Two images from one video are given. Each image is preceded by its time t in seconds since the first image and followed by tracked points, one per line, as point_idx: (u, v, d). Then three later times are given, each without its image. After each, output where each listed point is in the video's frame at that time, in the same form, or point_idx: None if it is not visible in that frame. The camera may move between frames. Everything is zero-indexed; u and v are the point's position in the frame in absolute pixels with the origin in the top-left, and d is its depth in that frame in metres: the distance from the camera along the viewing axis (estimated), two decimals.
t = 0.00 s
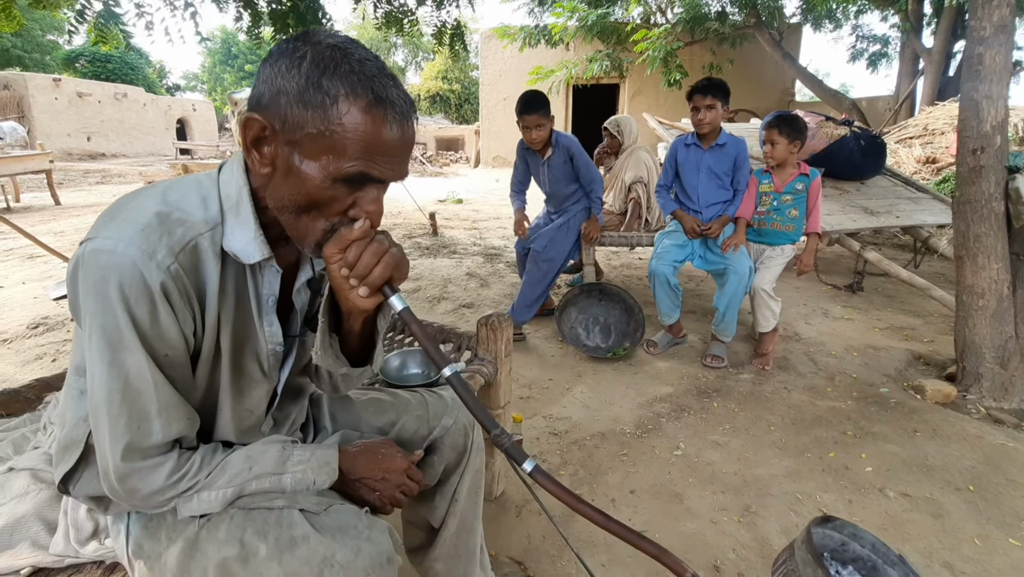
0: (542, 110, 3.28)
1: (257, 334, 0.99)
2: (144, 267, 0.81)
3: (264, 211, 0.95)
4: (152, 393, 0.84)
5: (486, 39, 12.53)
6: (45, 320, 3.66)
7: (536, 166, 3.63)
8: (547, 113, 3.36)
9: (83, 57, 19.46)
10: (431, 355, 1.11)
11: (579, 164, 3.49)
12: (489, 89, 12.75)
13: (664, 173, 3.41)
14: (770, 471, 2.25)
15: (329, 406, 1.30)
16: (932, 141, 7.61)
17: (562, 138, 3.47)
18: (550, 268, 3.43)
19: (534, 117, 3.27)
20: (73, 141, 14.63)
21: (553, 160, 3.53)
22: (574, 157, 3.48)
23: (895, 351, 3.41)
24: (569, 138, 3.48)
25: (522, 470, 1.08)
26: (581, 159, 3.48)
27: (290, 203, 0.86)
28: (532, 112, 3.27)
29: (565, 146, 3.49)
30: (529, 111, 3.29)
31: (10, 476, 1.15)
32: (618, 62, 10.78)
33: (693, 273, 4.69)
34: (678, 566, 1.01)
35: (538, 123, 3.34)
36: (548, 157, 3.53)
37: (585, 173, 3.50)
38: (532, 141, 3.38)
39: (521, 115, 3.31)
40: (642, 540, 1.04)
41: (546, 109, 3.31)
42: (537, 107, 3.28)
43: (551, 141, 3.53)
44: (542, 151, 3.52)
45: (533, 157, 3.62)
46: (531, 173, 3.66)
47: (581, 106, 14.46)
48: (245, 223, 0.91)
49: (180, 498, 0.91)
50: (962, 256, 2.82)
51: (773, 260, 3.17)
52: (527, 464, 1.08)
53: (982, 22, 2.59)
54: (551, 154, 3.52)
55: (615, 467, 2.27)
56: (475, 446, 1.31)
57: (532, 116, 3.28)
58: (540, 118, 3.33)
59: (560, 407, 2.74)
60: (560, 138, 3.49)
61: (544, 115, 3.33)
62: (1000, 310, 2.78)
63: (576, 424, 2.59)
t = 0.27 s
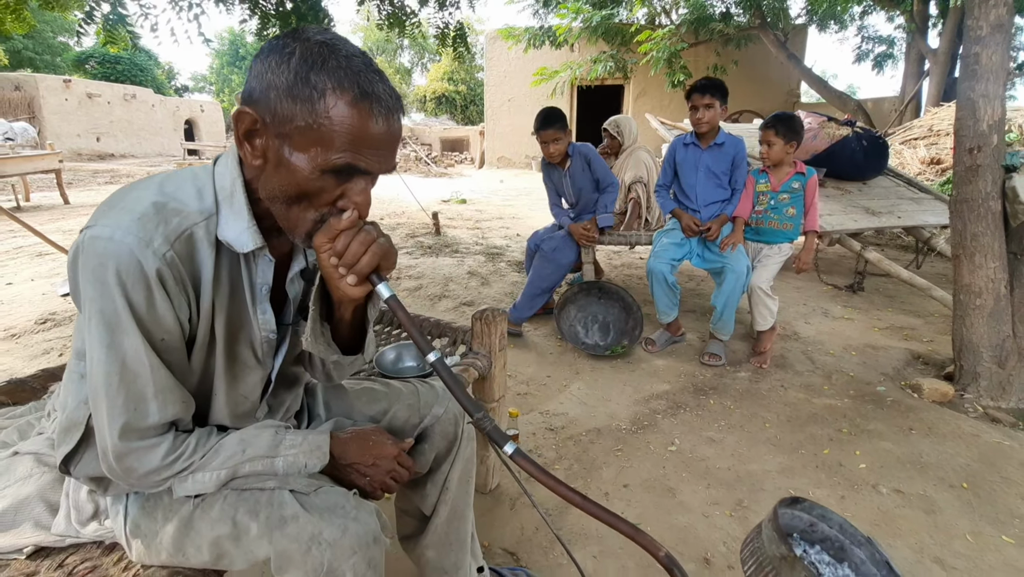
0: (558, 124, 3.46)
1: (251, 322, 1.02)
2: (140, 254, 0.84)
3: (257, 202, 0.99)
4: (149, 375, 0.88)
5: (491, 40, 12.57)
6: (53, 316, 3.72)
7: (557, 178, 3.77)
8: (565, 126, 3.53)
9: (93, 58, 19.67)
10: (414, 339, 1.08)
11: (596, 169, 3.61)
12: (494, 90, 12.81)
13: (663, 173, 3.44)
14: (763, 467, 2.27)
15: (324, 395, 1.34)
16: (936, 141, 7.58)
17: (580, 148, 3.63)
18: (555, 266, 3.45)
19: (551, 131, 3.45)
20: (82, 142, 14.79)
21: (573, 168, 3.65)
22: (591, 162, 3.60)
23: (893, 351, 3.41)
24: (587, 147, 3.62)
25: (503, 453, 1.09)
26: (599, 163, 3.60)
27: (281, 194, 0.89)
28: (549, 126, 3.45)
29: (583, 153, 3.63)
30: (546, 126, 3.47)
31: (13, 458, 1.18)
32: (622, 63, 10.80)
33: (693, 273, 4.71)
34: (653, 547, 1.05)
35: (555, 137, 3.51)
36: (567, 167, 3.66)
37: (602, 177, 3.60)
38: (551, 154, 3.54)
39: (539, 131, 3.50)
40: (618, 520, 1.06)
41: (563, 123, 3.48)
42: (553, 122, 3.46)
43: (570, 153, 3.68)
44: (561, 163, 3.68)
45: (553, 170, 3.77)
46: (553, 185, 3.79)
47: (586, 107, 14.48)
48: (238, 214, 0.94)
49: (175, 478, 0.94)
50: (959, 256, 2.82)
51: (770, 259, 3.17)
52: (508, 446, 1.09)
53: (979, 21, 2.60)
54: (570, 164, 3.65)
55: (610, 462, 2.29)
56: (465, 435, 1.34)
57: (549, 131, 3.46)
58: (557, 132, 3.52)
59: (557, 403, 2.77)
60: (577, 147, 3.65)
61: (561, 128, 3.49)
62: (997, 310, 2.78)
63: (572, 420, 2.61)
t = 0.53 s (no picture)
0: (586, 113, 3.50)
1: (248, 313, 1.06)
2: (141, 244, 0.88)
3: (254, 196, 1.03)
4: (148, 361, 0.92)
5: (496, 42, 12.64)
6: (61, 312, 3.79)
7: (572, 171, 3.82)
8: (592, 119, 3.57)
9: (104, 60, 19.92)
10: (404, 329, 1.10)
11: (610, 170, 3.67)
12: (499, 92, 12.88)
13: (662, 173, 3.48)
14: (757, 464, 2.29)
15: (321, 386, 1.38)
16: (942, 144, 7.55)
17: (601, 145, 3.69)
18: (554, 264, 3.48)
19: (578, 119, 3.48)
20: (93, 142, 14.96)
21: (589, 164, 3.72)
22: (608, 161, 3.66)
23: (892, 352, 3.41)
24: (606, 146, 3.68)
25: (487, 440, 1.11)
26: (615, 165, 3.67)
27: (276, 188, 0.94)
28: (577, 113, 3.48)
29: (602, 152, 3.69)
30: (573, 113, 3.50)
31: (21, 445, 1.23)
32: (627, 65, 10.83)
33: (694, 274, 4.72)
34: (628, 528, 1.03)
35: (582, 125, 3.54)
36: (585, 160, 3.73)
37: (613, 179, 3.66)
38: (574, 141, 3.58)
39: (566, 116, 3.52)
40: (596, 503, 1.05)
41: (591, 114, 3.52)
42: (581, 111, 3.50)
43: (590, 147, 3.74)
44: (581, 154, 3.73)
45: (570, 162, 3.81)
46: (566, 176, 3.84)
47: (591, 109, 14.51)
48: (235, 207, 0.98)
49: (173, 461, 0.98)
50: (956, 257, 2.82)
51: (768, 259, 3.18)
52: (492, 434, 1.11)
53: (977, 23, 2.61)
54: (588, 158, 3.72)
55: (604, 458, 2.32)
56: (456, 426, 1.37)
57: (576, 118, 3.49)
58: (584, 120, 3.54)
59: (554, 401, 2.80)
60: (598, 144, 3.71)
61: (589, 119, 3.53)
62: (995, 311, 2.77)
63: (569, 418, 2.64)
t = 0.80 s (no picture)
0: (594, 105, 3.54)
1: (249, 304, 1.10)
2: (147, 235, 0.92)
3: (256, 191, 1.06)
4: (154, 348, 0.95)
5: (500, 43, 12.66)
6: (69, 307, 3.85)
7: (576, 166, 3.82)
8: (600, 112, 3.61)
9: (111, 60, 20.05)
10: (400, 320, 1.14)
11: (615, 167, 3.69)
12: (503, 93, 12.92)
13: (662, 172, 3.50)
14: (753, 462, 2.30)
15: (320, 378, 1.41)
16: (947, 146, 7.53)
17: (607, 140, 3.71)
18: (553, 262, 3.49)
19: (586, 109, 3.52)
20: (100, 141, 15.08)
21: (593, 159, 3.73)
22: (613, 157, 3.68)
23: (892, 352, 3.41)
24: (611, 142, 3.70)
25: (480, 428, 1.14)
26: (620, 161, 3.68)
27: (277, 183, 0.97)
28: (585, 105, 3.52)
29: (608, 147, 3.70)
30: (581, 105, 3.55)
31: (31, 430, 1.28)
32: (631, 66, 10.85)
33: (695, 274, 4.74)
34: (615, 514, 1.06)
35: (588, 116, 3.59)
36: (590, 154, 3.74)
37: (616, 178, 3.68)
38: (580, 131, 3.61)
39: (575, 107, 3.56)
40: (584, 489, 1.09)
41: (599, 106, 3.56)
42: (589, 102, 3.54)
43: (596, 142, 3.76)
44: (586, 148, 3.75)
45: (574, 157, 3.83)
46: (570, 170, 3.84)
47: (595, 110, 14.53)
48: (238, 201, 1.02)
49: (177, 447, 1.02)
50: (956, 257, 2.79)
51: (767, 259, 3.20)
52: (484, 422, 1.14)
53: (979, 23, 2.59)
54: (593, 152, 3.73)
55: (602, 455, 2.34)
56: (453, 418, 1.40)
57: (583, 109, 3.53)
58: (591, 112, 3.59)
59: (553, 398, 2.82)
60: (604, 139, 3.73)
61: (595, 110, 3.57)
62: (995, 312, 2.74)
63: (567, 415, 2.66)
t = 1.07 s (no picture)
0: (593, 109, 3.58)
1: (262, 296, 1.15)
2: (168, 229, 0.97)
3: (269, 188, 1.11)
4: (173, 338, 1.00)
5: (501, 44, 12.71)
6: (76, 305, 3.91)
7: (575, 169, 3.84)
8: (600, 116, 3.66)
9: (113, 61, 20.14)
10: (408, 312, 1.19)
11: (616, 172, 3.75)
12: (504, 94, 12.98)
13: (661, 174, 3.56)
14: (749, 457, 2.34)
15: (328, 371, 1.46)
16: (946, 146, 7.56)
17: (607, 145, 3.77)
18: (557, 261, 3.53)
19: (585, 113, 3.55)
20: (102, 142, 15.18)
21: (594, 163, 3.77)
22: (615, 162, 3.74)
23: (889, 350, 3.44)
24: (611, 147, 3.77)
25: (484, 414, 1.19)
26: (620, 167, 3.75)
27: (290, 180, 1.01)
28: (584, 108, 3.55)
29: (608, 151, 3.76)
30: (580, 108, 3.58)
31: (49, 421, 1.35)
32: (630, 67, 10.92)
33: (694, 273, 4.79)
34: (613, 497, 1.10)
35: (588, 120, 3.62)
36: (590, 158, 3.77)
37: (617, 181, 3.75)
38: (579, 134, 3.64)
39: (575, 111, 3.59)
40: (583, 472, 1.14)
41: (599, 111, 3.60)
42: (589, 106, 3.58)
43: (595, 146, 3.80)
44: (585, 151, 3.78)
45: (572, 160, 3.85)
46: (569, 173, 3.86)
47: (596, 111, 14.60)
48: (252, 198, 1.07)
49: (194, 433, 1.07)
50: (952, 256, 2.76)
51: (766, 258, 3.24)
52: (488, 408, 1.19)
53: (974, 25, 2.55)
54: (593, 156, 3.77)
55: (601, 450, 2.38)
56: (457, 409, 1.44)
57: (583, 112, 3.57)
58: (590, 115, 3.62)
59: (553, 395, 2.86)
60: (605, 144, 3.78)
61: (596, 115, 3.61)
62: (991, 310, 2.69)
63: (567, 411, 2.71)
